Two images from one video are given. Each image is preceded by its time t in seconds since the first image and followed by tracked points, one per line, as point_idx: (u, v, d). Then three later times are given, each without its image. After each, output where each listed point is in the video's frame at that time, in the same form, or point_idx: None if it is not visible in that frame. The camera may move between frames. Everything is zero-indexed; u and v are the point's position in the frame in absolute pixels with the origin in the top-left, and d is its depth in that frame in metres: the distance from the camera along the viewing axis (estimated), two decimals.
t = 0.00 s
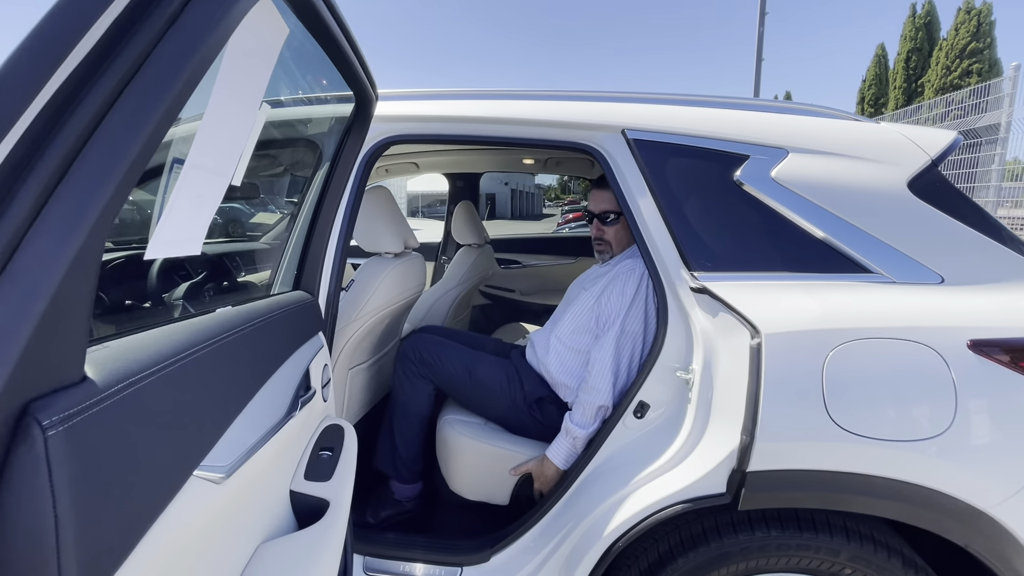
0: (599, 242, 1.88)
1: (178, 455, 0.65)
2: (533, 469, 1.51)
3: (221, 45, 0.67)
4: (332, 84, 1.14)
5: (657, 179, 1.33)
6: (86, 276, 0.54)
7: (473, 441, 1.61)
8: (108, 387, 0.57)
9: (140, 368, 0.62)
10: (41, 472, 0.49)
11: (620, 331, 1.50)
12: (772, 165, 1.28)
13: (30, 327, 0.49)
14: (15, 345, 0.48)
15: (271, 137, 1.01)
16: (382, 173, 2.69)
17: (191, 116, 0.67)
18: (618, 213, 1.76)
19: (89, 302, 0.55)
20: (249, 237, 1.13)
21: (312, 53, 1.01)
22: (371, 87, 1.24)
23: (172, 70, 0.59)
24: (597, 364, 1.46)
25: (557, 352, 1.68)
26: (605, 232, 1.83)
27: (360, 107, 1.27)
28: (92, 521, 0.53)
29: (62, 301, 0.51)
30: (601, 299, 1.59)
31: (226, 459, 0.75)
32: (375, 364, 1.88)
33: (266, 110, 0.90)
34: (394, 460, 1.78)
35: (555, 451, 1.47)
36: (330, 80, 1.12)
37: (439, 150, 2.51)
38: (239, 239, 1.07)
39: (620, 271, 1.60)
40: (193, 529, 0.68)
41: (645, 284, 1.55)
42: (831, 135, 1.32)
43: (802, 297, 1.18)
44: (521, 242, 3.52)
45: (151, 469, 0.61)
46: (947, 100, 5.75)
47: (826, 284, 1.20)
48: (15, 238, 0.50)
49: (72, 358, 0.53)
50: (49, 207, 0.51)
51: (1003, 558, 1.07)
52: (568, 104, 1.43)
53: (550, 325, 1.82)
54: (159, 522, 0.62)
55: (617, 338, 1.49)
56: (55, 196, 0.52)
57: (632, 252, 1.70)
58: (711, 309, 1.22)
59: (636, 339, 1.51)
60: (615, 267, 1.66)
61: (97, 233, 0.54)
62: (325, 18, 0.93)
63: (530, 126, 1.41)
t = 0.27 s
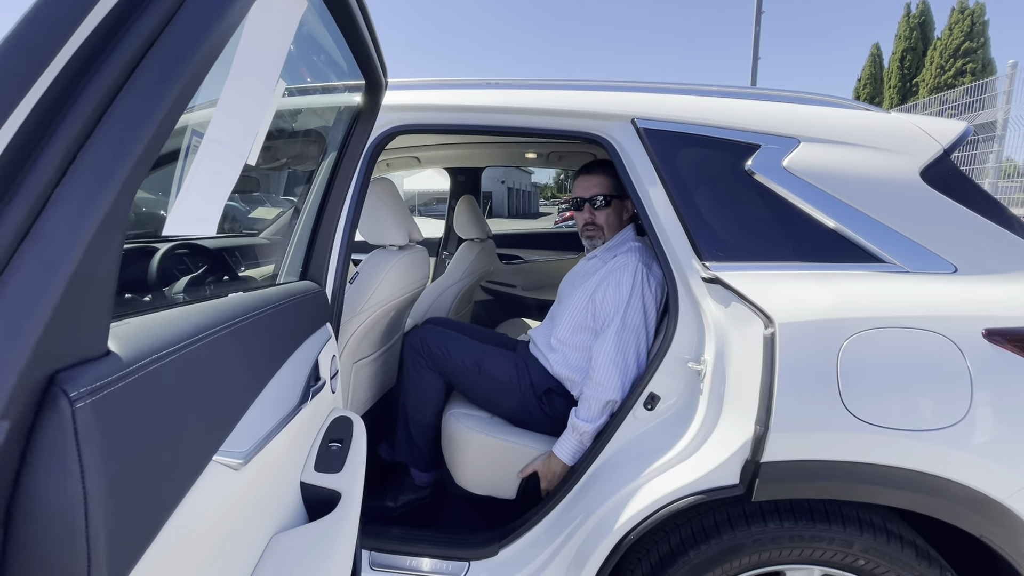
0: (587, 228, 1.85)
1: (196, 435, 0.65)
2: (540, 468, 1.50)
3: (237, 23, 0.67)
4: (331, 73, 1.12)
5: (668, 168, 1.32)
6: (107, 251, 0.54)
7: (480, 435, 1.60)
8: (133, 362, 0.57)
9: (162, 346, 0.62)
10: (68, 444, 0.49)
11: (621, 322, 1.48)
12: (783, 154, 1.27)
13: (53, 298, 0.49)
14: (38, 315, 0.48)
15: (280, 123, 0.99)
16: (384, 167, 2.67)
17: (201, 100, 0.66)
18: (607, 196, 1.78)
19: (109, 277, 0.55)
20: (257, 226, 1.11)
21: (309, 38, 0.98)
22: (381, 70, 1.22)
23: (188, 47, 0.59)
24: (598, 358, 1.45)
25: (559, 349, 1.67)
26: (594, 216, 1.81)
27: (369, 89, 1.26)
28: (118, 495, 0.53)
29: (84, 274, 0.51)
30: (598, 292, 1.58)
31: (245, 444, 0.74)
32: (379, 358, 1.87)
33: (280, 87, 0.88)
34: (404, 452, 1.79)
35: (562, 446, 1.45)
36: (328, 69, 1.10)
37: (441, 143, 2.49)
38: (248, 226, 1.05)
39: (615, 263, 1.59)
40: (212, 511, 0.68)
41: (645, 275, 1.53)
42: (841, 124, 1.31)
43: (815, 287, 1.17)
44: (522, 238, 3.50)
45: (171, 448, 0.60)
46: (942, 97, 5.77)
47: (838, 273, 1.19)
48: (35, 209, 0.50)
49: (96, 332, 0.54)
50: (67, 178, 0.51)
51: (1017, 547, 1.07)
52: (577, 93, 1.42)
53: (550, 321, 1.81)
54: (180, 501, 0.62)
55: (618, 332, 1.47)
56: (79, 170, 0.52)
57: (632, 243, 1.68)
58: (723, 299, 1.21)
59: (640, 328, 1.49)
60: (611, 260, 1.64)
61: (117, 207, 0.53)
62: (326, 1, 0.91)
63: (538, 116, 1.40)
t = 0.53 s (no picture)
0: (599, 231, 1.84)
1: (219, 424, 0.66)
2: (545, 463, 1.49)
3: (256, 13, 0.66)
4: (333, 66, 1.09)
5: (674, 163, 1.32)
6: (135, 242, 0.55)
7: (483, 431, 1.59)
8: (160, 348, 0.58)
9: (188, 335, 0.63)
10: (101, 427, 0.50)
11: (629, 316, 1.48)
12: (789, 149, 1.27)
13: (84, 285, 0.50)
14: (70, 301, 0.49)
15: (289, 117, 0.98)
16: (383, 164, 2.65)
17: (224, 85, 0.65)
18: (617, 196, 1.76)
19: (137, 267, 0.56)
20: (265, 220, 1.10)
21: (312, 35, 0.96)
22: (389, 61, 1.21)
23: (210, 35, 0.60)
24: (604, 352, 1.46)
25: (566, 344, 1.68)
26: (605, 218, 1.80)
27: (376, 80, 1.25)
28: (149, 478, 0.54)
29: (116, 263, 0.53)
30: (607, 288, 1.59)
31: (263, 438, 0.77)
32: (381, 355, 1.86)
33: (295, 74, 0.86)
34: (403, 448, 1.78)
35: (567, 439, 1.45)
36: (330, 62, 1.07)
37: (442, 140, 2.48)
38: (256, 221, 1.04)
39: (626, 258, 1.59)
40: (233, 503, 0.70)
41: (654, 270, 1.53)
42: (846, 119, 1.32)
43: (823, 281, 1.17)
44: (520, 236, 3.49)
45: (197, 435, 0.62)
46: (933, 98, 5.83)
47: (845, 267, 1.19)
48: (64, 198, 0.51)
49: (125, 318, 0.55)
50: (92, 168, 0.52)
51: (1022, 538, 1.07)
52: (583, 88, 1.41)
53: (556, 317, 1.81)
54: (205, 488, 0.64)
55: (627, 327, 1.47)
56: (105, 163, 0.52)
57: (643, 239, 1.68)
58: (730, 294, 1.21)
59: (648, 322, 1.49)
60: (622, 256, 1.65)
61: (146, 202, 0.55)
62: None
63: (543, 111, 1.40)
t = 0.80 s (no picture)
0: (607, 225, 1.84)
1: (236, 411, 0.67)
2: (545, 459, 1.49)
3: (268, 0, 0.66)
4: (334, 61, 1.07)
5: (677, 158, 1.32)
6: (156, 228, 0.55)
7: (483, 429, 1.58)
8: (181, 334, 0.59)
9: (206, 322, 0.64)
10: (127, 411, 0.51)
11: (634, 312, 1.48)
12: (791, 144, 1.28)
13: (110, 268, 0.50)
14: (93, 284, 0.49)
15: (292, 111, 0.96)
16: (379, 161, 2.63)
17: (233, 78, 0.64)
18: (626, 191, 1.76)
19: (157, 253, 0.57)
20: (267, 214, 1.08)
21: (312, 31, 0.93)
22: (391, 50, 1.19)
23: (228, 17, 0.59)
24: (608, 348, 1.46)
25: (568, 341, 1.68)
26: (614, 213, 1.80)
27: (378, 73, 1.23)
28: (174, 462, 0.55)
29: (138, 248, 0.53)
30: (611, 284, 1.59)
31: (274, 430, 0.77)
32: (379, 353, 1.84)
33: (306, 58, 0.83)
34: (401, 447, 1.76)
35: (569, 436, 1.45)
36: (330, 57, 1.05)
37: (438, 137, 2.46)
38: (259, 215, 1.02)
39: (631, 255, 1.59)
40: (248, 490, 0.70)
41: (657, 266, 1.53)
42: (846, 114, 1.33)
43: (825, 275, 1.17)
44: (516, 234, 3.49)
45: (216, 421, 0.62)
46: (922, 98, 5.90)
47: (846, 261, 1.20)
48: (84, 183, 0.51)
49: (147, 303, 0.56)
50: (112, 152, 0.52)
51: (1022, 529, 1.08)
52: (584, 83, 1.41)
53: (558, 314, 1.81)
54: (223, 474, 0.64)
55: (629, 325, 1.47)
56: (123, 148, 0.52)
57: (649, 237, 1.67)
58: (733, 288, 1.21)
59: (652, 319, 1.49)
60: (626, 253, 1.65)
61: (165, 188, 0.55)
62: None
63: (545, 106, 1.40)
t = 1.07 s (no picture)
0: (600, 220, 1.84)
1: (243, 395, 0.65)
2: (545, 454, 1.48)
3: None
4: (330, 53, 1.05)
5: (678, 150, 1.32)
6: (164, 202, 0.54)
7: (481, 426, 1.57)
8: (189, 312, 0.57)
9: (213, 303, 0.62)
10: (138, 386, 0.49)
11: (632, 307, 1.48)
12: (791, 137, 1.28)
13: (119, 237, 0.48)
14: (102, 254, 0.47)
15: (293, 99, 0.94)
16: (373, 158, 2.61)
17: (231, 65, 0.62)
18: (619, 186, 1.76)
19: (165, 229, 0.55)
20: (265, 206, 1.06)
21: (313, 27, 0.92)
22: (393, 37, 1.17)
23: None
24: (607, 344, 1.45)
25: (566, 337, 1.67)
26: (607, 208, 1.80)
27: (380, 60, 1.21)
28: (187, 440, 0.53)
29: (147, 221, 0.51)
30: (608, 279, 1.58)
31: (281, 421, 0.77)
32: (375, 350, 1.82)
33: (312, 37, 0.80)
34: (397, 446, 1.74)
35: (568, 433, 1.44)
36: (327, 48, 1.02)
37: (434, 133, 2.45)
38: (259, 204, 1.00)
39: (628, 249, 1.59)
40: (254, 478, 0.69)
41: (656, 261, 1.53)
42: (845, 109, 1.33)
43: (827, 267, 1.18)
44: (509, 233, 3.47)
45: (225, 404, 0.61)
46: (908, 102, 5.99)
47: (847, 254, 1.20)
48: (87, 151, 0.49)
49: (154, 277, 0.54)
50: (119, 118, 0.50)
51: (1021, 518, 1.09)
52: (584, 76, 1.41)
53: (555, 310, 1.80)
54: (232, 458, 0.63)
55: (628, 320, 1.46)
56: (129, 118, 0.50)
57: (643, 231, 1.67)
58: (735, 282, 1.21)
59: (651, 313, 1.48)
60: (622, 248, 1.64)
61: (175, 162, 0.53)
62: None
63: (546, 98, 1.39)
